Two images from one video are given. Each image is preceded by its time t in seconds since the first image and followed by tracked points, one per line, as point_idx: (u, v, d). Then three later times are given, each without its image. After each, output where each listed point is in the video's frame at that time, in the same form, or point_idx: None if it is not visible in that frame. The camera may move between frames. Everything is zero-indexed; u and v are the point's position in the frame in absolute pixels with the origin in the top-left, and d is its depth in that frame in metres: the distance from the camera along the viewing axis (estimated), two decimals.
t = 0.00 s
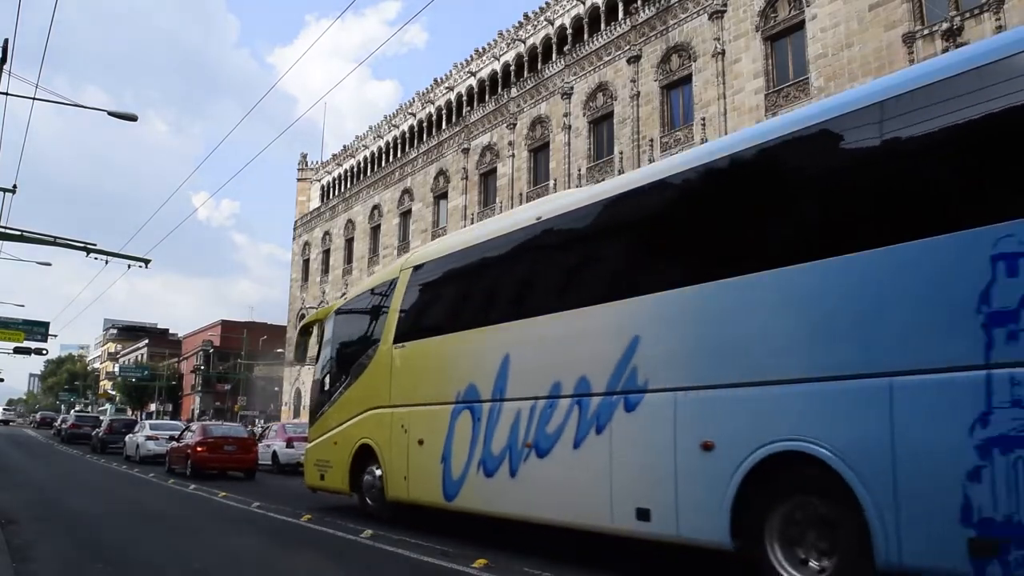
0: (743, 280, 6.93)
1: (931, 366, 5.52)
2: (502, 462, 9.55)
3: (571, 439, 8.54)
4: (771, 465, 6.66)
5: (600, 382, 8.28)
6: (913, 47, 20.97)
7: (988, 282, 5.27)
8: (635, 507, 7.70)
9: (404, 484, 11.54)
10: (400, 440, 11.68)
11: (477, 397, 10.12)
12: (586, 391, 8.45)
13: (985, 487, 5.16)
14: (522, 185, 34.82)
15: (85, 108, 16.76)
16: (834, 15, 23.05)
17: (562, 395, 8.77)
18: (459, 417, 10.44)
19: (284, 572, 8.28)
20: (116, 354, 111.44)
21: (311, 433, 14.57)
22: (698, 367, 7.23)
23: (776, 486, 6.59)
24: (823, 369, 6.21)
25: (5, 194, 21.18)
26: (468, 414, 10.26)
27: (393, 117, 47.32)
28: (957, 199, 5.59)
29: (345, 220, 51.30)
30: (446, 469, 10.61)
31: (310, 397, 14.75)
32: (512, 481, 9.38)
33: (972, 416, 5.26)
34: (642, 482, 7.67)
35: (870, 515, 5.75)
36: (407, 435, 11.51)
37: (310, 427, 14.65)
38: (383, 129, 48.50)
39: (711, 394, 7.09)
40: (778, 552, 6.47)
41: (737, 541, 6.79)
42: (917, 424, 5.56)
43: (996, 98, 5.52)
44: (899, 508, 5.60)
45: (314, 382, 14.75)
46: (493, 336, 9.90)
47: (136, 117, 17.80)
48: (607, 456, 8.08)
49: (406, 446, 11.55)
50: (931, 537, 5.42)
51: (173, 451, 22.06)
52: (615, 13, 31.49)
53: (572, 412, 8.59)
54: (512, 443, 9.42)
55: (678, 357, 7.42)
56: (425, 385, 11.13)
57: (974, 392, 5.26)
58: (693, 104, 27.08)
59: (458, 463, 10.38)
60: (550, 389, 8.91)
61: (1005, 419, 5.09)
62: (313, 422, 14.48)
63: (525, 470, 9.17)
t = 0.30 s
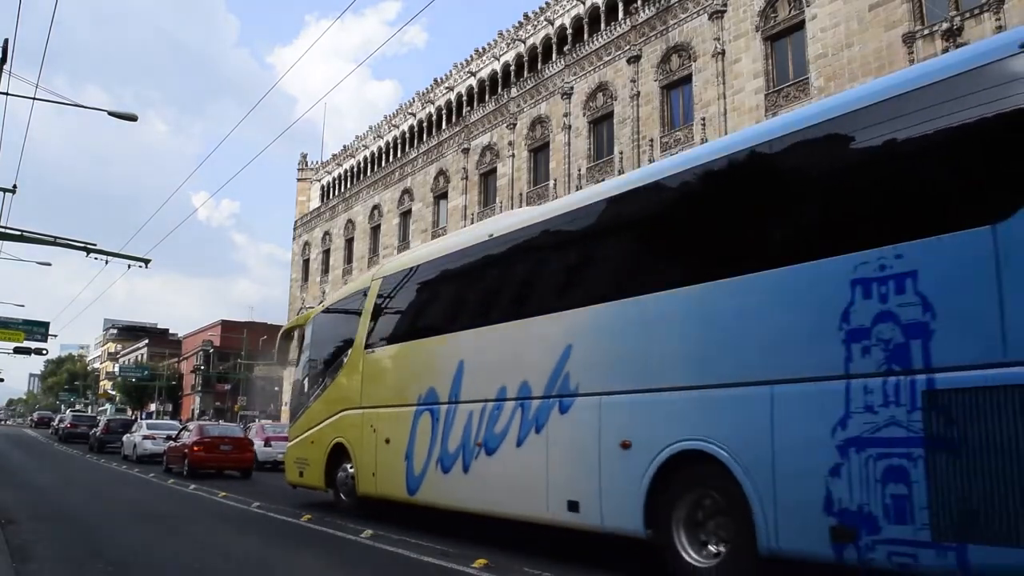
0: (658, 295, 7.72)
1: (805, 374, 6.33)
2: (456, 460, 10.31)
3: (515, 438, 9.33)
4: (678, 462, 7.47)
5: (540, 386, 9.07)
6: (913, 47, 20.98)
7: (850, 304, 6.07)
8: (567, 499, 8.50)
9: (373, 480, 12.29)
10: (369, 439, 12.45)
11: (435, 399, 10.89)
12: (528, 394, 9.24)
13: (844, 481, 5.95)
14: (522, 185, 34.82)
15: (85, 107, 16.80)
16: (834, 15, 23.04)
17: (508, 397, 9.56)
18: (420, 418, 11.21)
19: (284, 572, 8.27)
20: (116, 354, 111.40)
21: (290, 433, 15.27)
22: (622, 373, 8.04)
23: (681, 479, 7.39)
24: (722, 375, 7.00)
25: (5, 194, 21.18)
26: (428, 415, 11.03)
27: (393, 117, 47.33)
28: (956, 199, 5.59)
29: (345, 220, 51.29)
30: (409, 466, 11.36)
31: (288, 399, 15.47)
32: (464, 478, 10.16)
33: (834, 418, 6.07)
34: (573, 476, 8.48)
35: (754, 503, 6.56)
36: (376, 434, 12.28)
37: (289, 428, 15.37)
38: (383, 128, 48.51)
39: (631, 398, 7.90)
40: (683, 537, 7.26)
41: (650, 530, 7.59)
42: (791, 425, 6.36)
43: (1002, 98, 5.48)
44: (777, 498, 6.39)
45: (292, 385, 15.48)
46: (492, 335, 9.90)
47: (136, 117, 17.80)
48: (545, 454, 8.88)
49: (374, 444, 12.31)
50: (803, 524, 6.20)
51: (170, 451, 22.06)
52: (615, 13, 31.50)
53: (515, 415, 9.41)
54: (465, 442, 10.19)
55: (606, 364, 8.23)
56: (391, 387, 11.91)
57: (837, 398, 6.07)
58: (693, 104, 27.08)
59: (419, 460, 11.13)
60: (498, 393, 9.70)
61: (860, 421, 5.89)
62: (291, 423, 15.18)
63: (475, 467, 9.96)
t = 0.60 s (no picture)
0: (598, 306, 8.41)
1: (716, 379, 7.04)
2: (422, 457, 11.05)
3: (472, 436, 10.07)
4: (611, 458, 8.21)
5: (494, 388, 9.79)
6: (913, 47, 20.98)
7: (751, 317, 6.79)
8: (517, 493, 9.25)
9: (349, 476, 13.03)
10: (346, 438, 13.21)
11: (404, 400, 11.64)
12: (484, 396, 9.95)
13: (745, 475, 6.68)
14: (522, 185, 34.81)
15: (85, 107, 16.81)
16: (834, 15, 23.03)
17: (466, 399, 10.29)
18: (390, 419, 11.96)
19: (283, 573, 8.27)
20: (116, 354, 111.39)
21: (276, 432, 16.02)
22: (566, 378, 8.75)
23: (613, 475, 8.13)
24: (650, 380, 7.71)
25: (5, 194, 21.18)
26: (397, 415, 11.78)
27: (393, 117, 47.35)
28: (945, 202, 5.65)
29: (345, 220, 51.30)
30: (381, 462, 12.11)
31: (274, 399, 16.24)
32: (428, 473, 10.91)
33: (740, 419, 6.78)
34: (522, 472, 9.22)
35: (673, 495, 7.30)
36: (352, 433, 13.04)
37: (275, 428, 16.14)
38: (383, 129, 48.52)
39: (573, 400, 8.62)
40: (614, 526, 8.01)
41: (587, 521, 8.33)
42: (704, 424, 7.09)
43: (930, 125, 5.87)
44: (692, 490, 7.13)
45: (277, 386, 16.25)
46: (492, 335, 9.91)
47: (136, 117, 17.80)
48: (498, 451, 9.63)
49: (350, 443, 13.07)
50: (712, 513, 6.92)
51: (167, 450, 22.09)
52: (615, 13, 31.51)
53: (473, 416, 10.12)
54: (430, 441, 10.93)
55: (554, 369, 8.90)
56: (365, 389, 12.66)
57: (742, 401, 6.78)
58: (694, 104, 27.07)
59: (390, 458, 11.88)
60: (458, 396, 10.41)
61: (758, 422, 6.60)
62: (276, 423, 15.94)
63: (438, 463, 10.71)
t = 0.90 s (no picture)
0: (551, 314, 9.01)
1: (650, 383, 7.64)
2: (394, 455, 11.64)
3: (440, 435, 10.67)
4: (560, 456, 8.81)
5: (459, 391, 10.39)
6: (913, 47, 20.97)
7: (679, 326, 7.38)
8: (478, 489, 9.83)
9: (331, 473, 13.59)
10: (327, 437, 13.78)
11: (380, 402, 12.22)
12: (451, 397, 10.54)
13: (673, 471, 7.26)
14: (522, 185, 34.80)
15: (84, 107, 16.80)
16: (834, 15, 23.02)
17: (435, 401, 10.86)
18: (367, 419, 12.55)
19: (284, 572, 8.27)
20: (116, 354, 111.38)
21: (263, 432, 16.58)
22: (522, 382, 9.35)
23: (562, 472, 8.73)
24: (595, 384, 8.31)
25: (5, 194, 21.14)
26: (373, 416, 12.36)
27: (393, 117, 47.37)
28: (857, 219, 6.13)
29: (345, 220, 51.28)
30: (359, 460, 12.70)
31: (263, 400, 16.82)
32: (400, 470, 11.50)
33: (668, 419, 7.37)
34: (483, 469, 9.80)
35: (613, 490, 7.91)
36: (332, 433, 13.61)
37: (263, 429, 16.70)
38: (383, 128, 48.52)
39: (527, 402, 9.21)
40: (562, 518, 8.61)
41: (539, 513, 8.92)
42: (639, 424, 7.68)
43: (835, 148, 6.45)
44: (628, 485, 7.73)
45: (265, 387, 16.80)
46: (492, 336, 9.89)
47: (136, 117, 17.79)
48: (462, 449, 10.22)
49: (332, 442, 13.63)
50: (644, 506, 7.51)
51: (165, 451, 22.09)
52: (615, 13, 31.50)
53: (441, 416, 10.72)
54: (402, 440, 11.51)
55: (513, 373, 9.48)
56: (345, 390, 13.25)
57: (671, 403, 7.37)
58: (693, 104, 27.07)
59: (367, 456, 12.47)
60: (428, 397, 11.01)
61: (685, 423, 7.20)
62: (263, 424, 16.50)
63: (409, 461, 11.30)
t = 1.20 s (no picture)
0: (519, 320, 9.43)
1: (604, 386, 8.06)
2: (375, 454, 12.07)
3: (416, 435, 11.10)
4: (524, 455, 9.25)
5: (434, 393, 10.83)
6: (913, 47, 20.97)
7: (629, 333, 7.81)
8: (451, 486, 10.25)
9: (316, 472, 13.94)
10: (312, 438, 14.15)
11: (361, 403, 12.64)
12: (426, 399, 10.98)
13: (622, 468, 7.68)
14: (522, 185, 34.79)
15: (84, 107, 16.79)
16: (834, 15, 23.03)
17: (412, 402, 11.30)
18: (350, 420, 12.97)
19: (285, 572, 8.26)
20: (116, 354, 111.35)
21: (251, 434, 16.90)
22: (490, 385, 9.78)
23: (525, 470, 9.18)
24: (556, 386, 8.72)
25: (5, 194, 21.08)
26: (355, 417, 12.78)
27: (393, 117, 47.38)
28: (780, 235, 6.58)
29: (345, 220, 51.27)
30: (342, 459, 13.09)
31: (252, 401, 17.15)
32: (379, 469, 11.93)
33: (619, 420, 7.78)
34: (455, 467, 10.23)
35: (571, 486, 8.34)
36: (317, 433, 13.98)
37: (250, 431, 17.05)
38: (382, 129, 48.52)
39: (494, 404, 9.63)
40: (527, 512, 9.06)
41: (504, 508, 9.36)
42: (592, 424, 8.11)
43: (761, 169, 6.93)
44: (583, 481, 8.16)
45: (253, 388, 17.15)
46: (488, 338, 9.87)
47: (136, 117, 17.75)
48: (436, 449, 10.64)
49: (317, 442, 13.99)
50: (596, 501, 7.94)
51: (161, 450, 22.06)
52: (615, 13, 31.52)
53: (417, 417, 11.15)
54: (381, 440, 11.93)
55: (482, 376, 9.92)
56: (330, 391, 13.64)
57: (621, 405, 7.80)
58: (693, 104, 27.08)
59: (349, 455, 12.87)
60: (405, 398, 11.44)
61: (633, 424, 7.62)
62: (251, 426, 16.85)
63: (388, 460, 11.72)
